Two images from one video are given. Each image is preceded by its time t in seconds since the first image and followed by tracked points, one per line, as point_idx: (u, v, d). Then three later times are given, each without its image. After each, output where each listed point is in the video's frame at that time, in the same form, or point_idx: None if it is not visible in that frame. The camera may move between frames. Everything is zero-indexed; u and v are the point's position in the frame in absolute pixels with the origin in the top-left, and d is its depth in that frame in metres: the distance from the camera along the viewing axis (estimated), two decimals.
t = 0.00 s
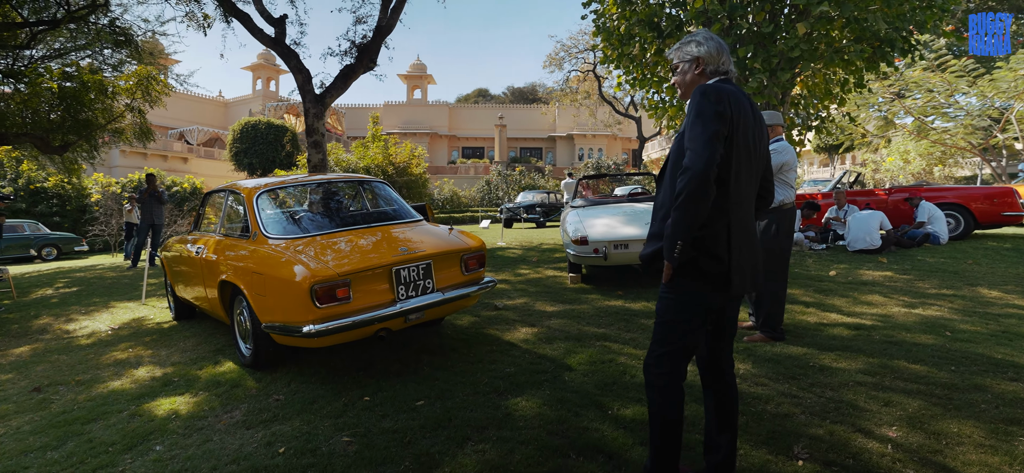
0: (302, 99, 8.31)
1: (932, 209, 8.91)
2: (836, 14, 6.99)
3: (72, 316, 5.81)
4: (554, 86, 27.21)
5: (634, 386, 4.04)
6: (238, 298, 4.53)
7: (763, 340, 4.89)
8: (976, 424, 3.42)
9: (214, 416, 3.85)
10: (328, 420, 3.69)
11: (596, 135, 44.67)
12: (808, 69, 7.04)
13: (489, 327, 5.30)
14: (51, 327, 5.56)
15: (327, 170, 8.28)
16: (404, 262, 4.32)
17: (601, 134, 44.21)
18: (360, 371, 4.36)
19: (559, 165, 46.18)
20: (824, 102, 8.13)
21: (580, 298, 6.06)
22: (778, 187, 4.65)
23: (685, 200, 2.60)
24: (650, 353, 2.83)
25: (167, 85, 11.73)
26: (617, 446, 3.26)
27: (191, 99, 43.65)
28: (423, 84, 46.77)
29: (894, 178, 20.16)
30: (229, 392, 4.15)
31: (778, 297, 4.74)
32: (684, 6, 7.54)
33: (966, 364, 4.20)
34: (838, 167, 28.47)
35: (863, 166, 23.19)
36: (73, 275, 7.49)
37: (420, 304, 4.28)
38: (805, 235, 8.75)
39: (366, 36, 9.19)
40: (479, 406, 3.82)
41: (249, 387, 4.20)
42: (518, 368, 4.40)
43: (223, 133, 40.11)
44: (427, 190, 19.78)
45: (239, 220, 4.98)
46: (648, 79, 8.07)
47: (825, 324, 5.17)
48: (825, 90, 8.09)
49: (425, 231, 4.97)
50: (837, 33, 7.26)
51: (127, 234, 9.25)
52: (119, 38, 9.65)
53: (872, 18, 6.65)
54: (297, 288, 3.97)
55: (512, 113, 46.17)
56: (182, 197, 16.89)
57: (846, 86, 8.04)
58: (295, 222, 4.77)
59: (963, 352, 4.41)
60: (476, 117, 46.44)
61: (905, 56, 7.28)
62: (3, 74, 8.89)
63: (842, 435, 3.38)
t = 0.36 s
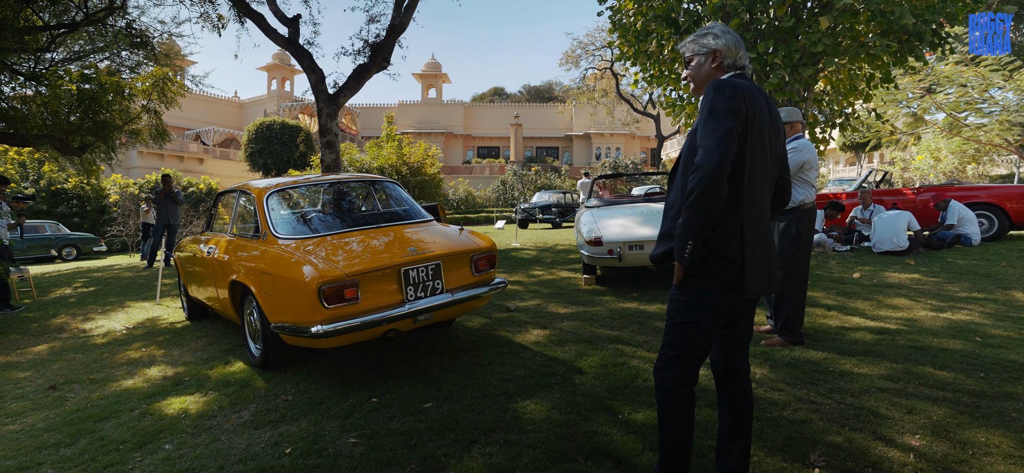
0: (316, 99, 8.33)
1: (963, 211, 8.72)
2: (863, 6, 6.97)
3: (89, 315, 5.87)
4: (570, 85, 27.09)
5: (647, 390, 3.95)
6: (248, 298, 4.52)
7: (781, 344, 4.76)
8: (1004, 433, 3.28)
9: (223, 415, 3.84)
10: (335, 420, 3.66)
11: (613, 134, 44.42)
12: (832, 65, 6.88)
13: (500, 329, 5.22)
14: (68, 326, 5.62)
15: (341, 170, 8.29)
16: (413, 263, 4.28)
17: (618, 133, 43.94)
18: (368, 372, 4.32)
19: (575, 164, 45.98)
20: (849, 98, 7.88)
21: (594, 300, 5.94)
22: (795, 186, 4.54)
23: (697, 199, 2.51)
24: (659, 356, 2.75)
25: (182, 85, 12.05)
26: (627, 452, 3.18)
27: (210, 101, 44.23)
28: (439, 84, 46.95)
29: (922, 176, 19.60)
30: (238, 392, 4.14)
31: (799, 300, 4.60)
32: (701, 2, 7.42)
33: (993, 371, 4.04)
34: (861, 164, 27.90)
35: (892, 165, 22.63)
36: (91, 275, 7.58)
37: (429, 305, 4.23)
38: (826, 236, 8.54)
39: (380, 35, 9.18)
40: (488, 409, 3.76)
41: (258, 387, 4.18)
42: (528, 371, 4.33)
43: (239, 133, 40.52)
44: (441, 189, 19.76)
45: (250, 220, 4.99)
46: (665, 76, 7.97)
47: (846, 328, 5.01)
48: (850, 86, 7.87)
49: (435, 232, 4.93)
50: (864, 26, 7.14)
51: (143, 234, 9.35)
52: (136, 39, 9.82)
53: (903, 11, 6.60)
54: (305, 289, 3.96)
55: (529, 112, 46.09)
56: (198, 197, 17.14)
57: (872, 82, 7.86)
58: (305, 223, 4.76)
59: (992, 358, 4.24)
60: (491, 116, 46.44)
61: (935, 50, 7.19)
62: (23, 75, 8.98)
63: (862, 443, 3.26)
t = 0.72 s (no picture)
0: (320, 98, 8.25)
1: (983, 210, 8.51)
2: None
3: (90, 317, 5.81)
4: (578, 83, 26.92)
5: (657, 396, 3.82)
6: (247, 300, 4.43)
7: (795, 349, 4.62)
8: None
9: (220, 420, 3.74)
10: (334, 426, 3.56)
11: (622, 133, 44.21)
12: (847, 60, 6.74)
13: (505, 332, 5.10)
14: (69, 327, 5.55)
15: (346, 169, 8.20)
16: (416, 264, 4.17)
17: (626, 132, 43.67)
18: (370, 376, 4.22)
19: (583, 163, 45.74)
20: (865, 95, 7.79)
21: (602, 303, 5.81)
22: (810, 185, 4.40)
23: (714, 199, 2.39)
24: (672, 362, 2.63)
25: (185, 85, 11.86)
26: (636, 461, 3.05)
27: (217, 101, 44.42)
28: (444, 82, 46.87)
29: (939, 175, 19.29)
30: (237, 396, 4.04)
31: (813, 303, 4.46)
32: None
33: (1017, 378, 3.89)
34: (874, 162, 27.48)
35: (907, 164, 22.30)
36: (93, 276, 7.52)
37: (432, 307, 4.12)
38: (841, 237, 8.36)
39: (385, 32, 9.08)
40: (492, 415, 3.65)
41: (257, 391, 4.09)
42: (534, 375, 4.21)
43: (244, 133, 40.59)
44: (447, 189, 19.68)
45: (250, 221, 4.90)
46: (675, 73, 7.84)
47: (862, 333, 4.86)
48: (866, 82, 7.80)
49: (439, 232, 4.82)
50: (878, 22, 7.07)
51: (147, 235, 9.30)
52: (138, 38, 9.79)
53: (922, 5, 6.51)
54: (305, 291, 3.87)
55: (537, 111, 45.94)
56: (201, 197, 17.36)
57: (889, 78, 7.68)
58: (305, 223, 4.66)
59: (1016, 365, 4.08)
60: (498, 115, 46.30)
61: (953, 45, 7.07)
62: (25, 74, 8.98)
63: (882, 453, 3.12)
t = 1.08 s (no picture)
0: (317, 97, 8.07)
1: (999, 212, 8.36)
2: None
3: (80, 322, 5.65)
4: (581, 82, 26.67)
5: (663, 410, 3.64)
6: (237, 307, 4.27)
7: (807, 358, 4.43)
8: None
9: (207, 434, 3.57)
10: (325, 441, 3.40)
11: (626, 132, 43.87)
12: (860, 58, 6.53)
13: (506, 339, 4.92)
14: (58, 333, 5.40)
15: (343, 170, 8.02)
16: (411, 271, 3.99)
17: (630, 131, 43.37)
18: (364, 387, 4.06)
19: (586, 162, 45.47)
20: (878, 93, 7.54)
21: (606, 308, 5.62)
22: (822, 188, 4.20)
23: (731, 207, 2.21)
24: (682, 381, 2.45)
25: (177, 84, 11.87)
26: None
27: (217, 99, 44.30)
28: (446, 80, 46.66)
29: (951, 175, 18.98)
30: (226, 408, 3.87)
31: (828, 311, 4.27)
32: None
33: None
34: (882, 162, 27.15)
35: (918, 163, 21.99)
36: (86, 279, 7.38)
37: (428, 316, 3.95)
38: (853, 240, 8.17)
39: (383, 29, 8.90)
40: (490, 430, 3.48)
41: (247, 403, 3.92)
42: (535, 386, 4.03)
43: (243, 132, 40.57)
44: (448, 189, 19.51)
45: (240, 224, 4.74)
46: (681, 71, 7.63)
47: (877, 342, 4.67)
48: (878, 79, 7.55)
49: (437, 236, 4.65)
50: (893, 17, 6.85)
51: (142, 237, 9.16)
52: (130, 36, 9.65)
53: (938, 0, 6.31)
54: (295, 299, 3.71)
55: (540, 109, 45.73)
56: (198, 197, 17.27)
57: (901, 76, 7.46)
58: (298, 227, 4.50)
59: None
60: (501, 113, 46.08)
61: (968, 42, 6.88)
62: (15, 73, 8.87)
63: None
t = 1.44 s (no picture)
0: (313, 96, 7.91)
1: (1012, 215, 8.23)
2: None
3: (67, 329, 5.50)
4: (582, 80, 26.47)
5: (667, 428, 3.47)
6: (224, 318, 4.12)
7: (817, 371, 4.26)
8: None
9: (190, 452, 3.41)
10: (313, 462, 3.24)
11: (628, 130, 43.60)
12: (869, 57, 6.34)
13: (504, 350, 4.76)
14: (43, 340, 5.25)
15: (338, 171, 7.87)
16: (404, 282, 3.85)
17: (632, 130, 43.15)
18: (356, 402, 3.91)
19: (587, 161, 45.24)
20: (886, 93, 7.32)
21: (607, 316, 5.46)
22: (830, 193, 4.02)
23: (742, 226, 2.04)
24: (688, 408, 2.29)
25: (171, 82, 11.67)
26: None
27: (213, 98, 44.06)
28: (444, 78, 46.27)
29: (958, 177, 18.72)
30: (211, 424, 3.72)
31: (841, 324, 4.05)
32: None
33: None
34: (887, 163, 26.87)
35: (923, 164, 21.75)
36: (77, 283, 7.22)
37: (422, 329, 3.79)
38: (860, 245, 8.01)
39: (379, 28, 8.72)
40: (486, 449, 3.31)
41: (234, 419, 3.77)
42: (533, 401, 3.88)
43: (236, 131, 40.58)
44: (447, 189, 19.36)
45: (228, 231, 4.60)
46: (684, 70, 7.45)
47: (889, 353, 4.48)
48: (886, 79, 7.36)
49: (432, 244, 4.49)
50: (903, 15, 6.64)
51: (135, 239, 9.00)
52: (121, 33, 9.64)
53: None
54: (283, 312, 3.56)
55: (541, 107, 45.53)
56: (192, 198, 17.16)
57: (910, 76, 7.28)
58: (287, 235, 4.36)
59: None
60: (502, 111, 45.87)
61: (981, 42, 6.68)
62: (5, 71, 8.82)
63: None
